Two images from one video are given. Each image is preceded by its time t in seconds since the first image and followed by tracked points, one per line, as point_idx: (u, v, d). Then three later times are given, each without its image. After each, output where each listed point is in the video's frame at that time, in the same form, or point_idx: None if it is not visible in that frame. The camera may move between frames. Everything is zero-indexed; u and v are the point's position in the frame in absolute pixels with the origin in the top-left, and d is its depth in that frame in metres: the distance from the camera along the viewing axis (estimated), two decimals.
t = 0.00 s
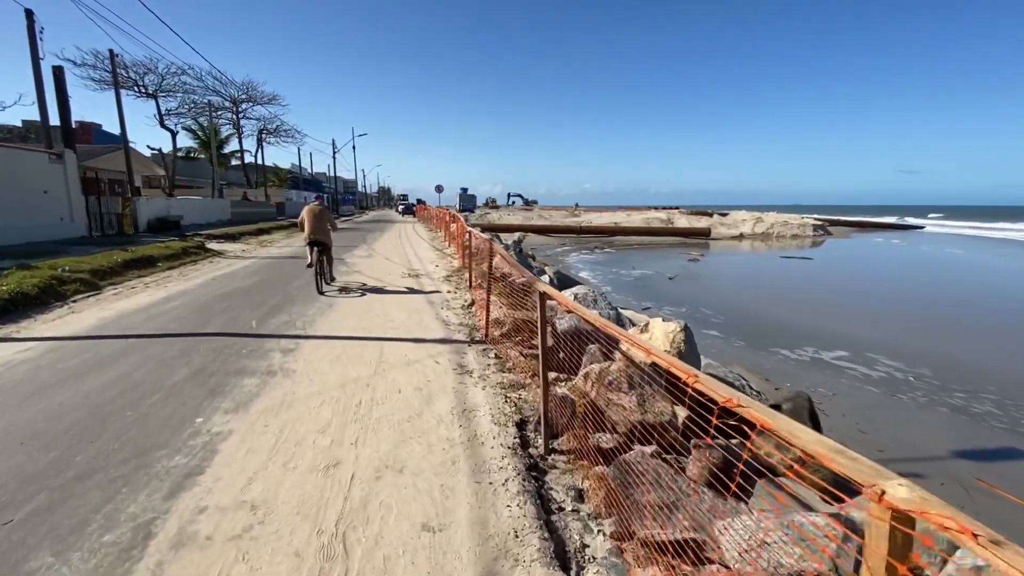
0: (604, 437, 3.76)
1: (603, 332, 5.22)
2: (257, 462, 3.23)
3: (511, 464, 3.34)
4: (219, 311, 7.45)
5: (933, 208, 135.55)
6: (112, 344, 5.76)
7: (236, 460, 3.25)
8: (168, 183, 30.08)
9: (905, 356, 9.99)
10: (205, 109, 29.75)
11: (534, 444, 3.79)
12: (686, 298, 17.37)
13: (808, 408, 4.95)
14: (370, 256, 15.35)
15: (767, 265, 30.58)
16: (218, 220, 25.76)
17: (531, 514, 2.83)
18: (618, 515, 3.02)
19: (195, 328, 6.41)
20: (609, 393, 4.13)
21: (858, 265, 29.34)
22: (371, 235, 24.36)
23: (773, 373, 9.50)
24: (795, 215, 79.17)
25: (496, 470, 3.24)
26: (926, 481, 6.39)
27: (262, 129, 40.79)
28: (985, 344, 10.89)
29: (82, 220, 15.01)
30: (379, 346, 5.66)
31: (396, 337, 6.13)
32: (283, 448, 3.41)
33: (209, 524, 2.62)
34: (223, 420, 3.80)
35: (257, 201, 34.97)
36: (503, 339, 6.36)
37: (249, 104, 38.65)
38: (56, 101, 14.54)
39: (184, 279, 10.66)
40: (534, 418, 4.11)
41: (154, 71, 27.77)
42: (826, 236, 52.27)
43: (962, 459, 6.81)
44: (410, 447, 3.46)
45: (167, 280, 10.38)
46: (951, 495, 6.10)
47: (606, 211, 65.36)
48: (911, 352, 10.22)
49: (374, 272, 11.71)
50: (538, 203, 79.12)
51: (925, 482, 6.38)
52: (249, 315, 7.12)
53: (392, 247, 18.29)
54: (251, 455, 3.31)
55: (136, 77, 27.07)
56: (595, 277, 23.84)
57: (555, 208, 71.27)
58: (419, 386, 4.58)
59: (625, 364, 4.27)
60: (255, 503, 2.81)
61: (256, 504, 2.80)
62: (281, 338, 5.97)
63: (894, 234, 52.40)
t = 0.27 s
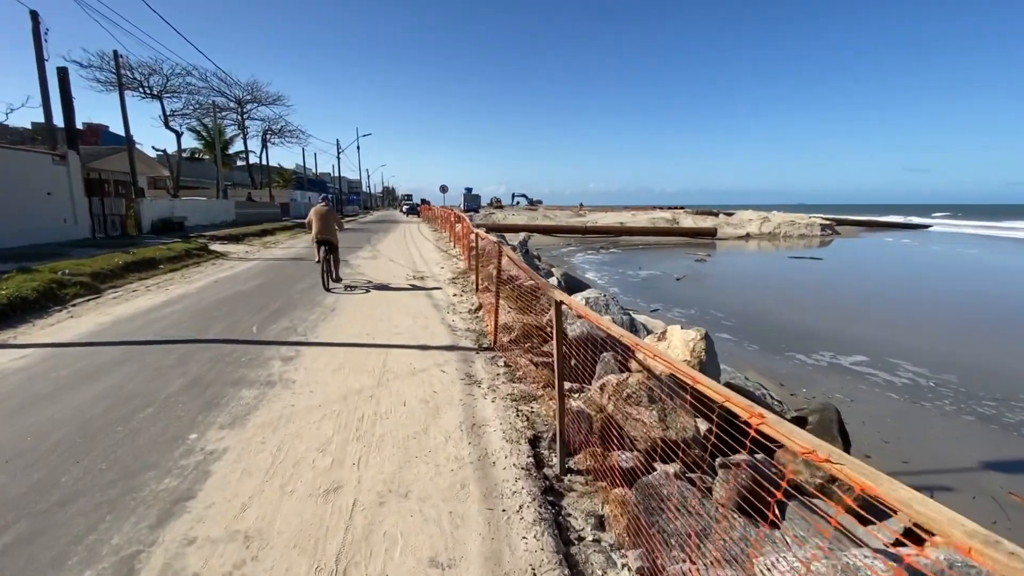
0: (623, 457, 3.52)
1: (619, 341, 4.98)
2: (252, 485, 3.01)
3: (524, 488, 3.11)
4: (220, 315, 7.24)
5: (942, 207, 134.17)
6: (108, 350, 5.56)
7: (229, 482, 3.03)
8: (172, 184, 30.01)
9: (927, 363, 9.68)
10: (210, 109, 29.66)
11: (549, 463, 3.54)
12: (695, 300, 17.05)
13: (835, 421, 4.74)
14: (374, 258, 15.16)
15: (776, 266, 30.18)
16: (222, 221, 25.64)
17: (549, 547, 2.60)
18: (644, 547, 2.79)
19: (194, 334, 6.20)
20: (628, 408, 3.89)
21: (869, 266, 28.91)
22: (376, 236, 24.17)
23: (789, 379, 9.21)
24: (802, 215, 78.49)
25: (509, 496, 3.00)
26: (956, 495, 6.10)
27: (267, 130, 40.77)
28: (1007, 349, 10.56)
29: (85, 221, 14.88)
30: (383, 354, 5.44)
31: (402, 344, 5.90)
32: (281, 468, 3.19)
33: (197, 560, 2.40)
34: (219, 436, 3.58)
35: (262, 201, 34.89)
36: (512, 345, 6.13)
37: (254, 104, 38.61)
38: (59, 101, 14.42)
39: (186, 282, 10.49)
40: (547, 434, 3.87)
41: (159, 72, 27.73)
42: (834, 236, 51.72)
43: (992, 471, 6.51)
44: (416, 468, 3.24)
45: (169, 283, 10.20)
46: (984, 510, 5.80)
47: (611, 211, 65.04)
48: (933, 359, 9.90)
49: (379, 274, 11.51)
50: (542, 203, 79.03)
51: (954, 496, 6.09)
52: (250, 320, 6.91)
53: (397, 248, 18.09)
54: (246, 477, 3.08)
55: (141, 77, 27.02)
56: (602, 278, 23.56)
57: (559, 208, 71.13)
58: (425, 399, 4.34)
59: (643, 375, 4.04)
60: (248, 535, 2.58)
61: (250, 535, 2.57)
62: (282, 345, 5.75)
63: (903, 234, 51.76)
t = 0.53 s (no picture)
0: (643, 478, 3.22)
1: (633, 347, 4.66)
2: (236, 512, 2.73)
3: (537, 516, 2.81)
4: (214, 320, 6.96)
5: (950, 207, 133.01)
6: (93, 358, 5.28)
7: (211, 509, 2.74)
8: (175, 184, 29.84)
9: (949, 370, 9.34)
10: (212, 110, 29.47)
11: (561, 485, 3.25)
12: (703, 302, 16.68)
13: (865, 433, 4.46)
14: (376, 258, 14.88)
15: (784, 266, 29.76)
16: (224, 221, 25.43)
17: None
18: None
19: (186, 339, 5.91)
20: (646, 423, 3.59)
21: (879, 266, 28.47)
22: (378, 237, 23.89)
23: (805, 384, 8.86)
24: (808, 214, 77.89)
25: (520, 526, 2.70)
26: (988, 509, 5.73)
27: (269, 130, 40.59)
28: None
29: (83, 222, 14.65)
30: (383, 361, 5.15)
31: (402, 351, 5.59)
32: (269, 492, 2.90)
33: None
34: (203, 455, 3.30)
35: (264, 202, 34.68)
36: (519, 352, 5.82)
37: (256, 104, 38.45)
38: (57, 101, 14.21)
39: (183, 284, 10.23)
40: (558, 451, 3.57)
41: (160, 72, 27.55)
42: (841, 236, 51.20)
43: None
44: (417, 494, 2.94)
45: (165, 285, 9.93)
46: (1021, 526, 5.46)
47: (615, 211, 64.62)
48: (956, 367, 9.55)
49: (380, 275, 11.23)
50: (545, 203, 78.73)
51: (987, 510, 5.75)
52: (245, 325, 6.62)
53: (399, 249, 17.81)
54: (228, 503, 2.79)
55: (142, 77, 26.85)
56: (607, 279, 23.22)
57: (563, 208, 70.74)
58: (427, 412, 4.05)
59: (662, 387, 3.75)
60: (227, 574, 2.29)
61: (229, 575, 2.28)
62: (277, 352, 5.46)
63: (911, 234, 51.18)
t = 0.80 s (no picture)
0: (664, 508, 2.95)
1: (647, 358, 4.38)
2: (214, 549, 2.46)
3: (550, 554, 2.53)
4: (206, 326, 6.70)
5: (955, 206, 132.28)
6: (77, 368, 5.02)
7: (187, 544, 2.48)
8: (175, 185, 29.65)
9: (968, 375, 9.04)
10: (212, 110, 29.28)
11: (575, 513, 2.97)
12: (709, 304, 16.38)
13: (898, 450, 4.16)
14: (377, 260, 14.63)
15: (790, 267, 29.42)
16: (223, 222, 25.20)
17: None
18: None
19: (175, 348, 5.65)
20: (666, 443, 3.32)
21: (887, 267, 28.12)
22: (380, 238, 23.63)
23: (819, 391, 8.56)
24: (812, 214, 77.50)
25: (531, 567, 2.43)
26: (1020, 524, 5.43)
27: (271, 130, 40.42)
28: None
29: (79, 224, 14.42)
30: (381, 372, 4.88)
31: (402, 360, 5.30)
32: (252, 525, 2.64)
33: None
34: (184, 479, 3.04)
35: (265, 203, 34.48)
36: (524, 361, 5.53)
37: (258, 105, 38.28)
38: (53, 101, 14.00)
39: (178, 287, 9.99)
40: (571, 474, 3.29)
41: (160, 72, 27.36)
42: (846, 236, 50.80)
43: None
44: (416, 526, 2.67)
45: (160, 288, 9.68)
46: None
47: (618, 211, 64.32)
48: (975, 372, 9.25)
49: (381, 278, 10.97)
50: (548, 203, 78.48)
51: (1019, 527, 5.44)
52: (239, 331, 6.36)
53: (401, 251, 17.54)
54: (207, 538, 2.52)
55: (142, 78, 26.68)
56: (611, 281, 22.93)
57: (565, 208, 70.47)
58: (427, 428, 3.77)
59: (683, 403, 3.46)
60: None
61: None
62: (269, 361, 5.17)
63: (917, 233, 50.74)
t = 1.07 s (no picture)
0: (691, 539, 2.68)
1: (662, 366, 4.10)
2: None
3: None
4: (199, 331, 6.45)
5: (959, 206, 131.69)
6: (60, 376, 4.76)
7: None
8: (175, 185, 29.46)
9: (988, 380, 8.75)
10: (212, 110, 29.09)
11: (593, 544, 2.69)
12: (716, 305, 16.09)
13: (935, 468, 3.90)
14: (378, 261, 14.37)
15: (795, 267, 29.12)
16: (224, 223, 24.98)
17: None
18: None
19: (165, 355, 5.40)
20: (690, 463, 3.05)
21: (893, 267, 27.81)
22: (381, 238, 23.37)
23: (834, 397, 8.27)
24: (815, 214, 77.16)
25: None
26: None
27: (272, 130, 40.22)
28: None
29: (75, 225, 14.20)
30: (380, 381, 4.60)
31: (402, 368, 5.04)
32: (234, 560, 2.37)
33: None
34: (162, 504, 2.78)
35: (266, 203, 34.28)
36: (531, 369, 5.26)
37: (259, 105, 38.08)
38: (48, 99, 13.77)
39: (174, 289, 9.74)
40: (586, 497, 3.01)
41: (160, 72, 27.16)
42: (851, 236, 50.47)
43: None
44: (416, 562, 2.40)
45: (155, 291, 9.44)
46: None
47: (620, 212, 64.06)
48: (995, 377, 8.96)
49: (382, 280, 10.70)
50: (550, 204, 78.24)
51: None
52: (232, 337, 6.10)
53: (402, 251, 17.27)
54: None
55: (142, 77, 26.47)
56: (615, 282, 22.65)
57: (568, 209, 70.25)
58: (429, 444, 3.49)
59: (709, 419, 3.18)
60: None
61: None
62: (262, 369, 4.91)
63: (922, 233, 50.39)
